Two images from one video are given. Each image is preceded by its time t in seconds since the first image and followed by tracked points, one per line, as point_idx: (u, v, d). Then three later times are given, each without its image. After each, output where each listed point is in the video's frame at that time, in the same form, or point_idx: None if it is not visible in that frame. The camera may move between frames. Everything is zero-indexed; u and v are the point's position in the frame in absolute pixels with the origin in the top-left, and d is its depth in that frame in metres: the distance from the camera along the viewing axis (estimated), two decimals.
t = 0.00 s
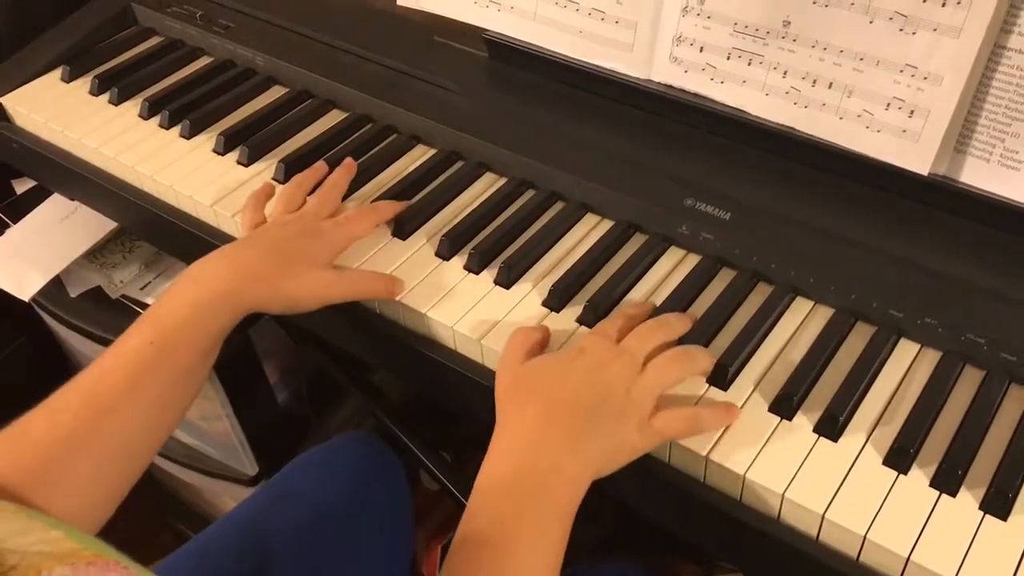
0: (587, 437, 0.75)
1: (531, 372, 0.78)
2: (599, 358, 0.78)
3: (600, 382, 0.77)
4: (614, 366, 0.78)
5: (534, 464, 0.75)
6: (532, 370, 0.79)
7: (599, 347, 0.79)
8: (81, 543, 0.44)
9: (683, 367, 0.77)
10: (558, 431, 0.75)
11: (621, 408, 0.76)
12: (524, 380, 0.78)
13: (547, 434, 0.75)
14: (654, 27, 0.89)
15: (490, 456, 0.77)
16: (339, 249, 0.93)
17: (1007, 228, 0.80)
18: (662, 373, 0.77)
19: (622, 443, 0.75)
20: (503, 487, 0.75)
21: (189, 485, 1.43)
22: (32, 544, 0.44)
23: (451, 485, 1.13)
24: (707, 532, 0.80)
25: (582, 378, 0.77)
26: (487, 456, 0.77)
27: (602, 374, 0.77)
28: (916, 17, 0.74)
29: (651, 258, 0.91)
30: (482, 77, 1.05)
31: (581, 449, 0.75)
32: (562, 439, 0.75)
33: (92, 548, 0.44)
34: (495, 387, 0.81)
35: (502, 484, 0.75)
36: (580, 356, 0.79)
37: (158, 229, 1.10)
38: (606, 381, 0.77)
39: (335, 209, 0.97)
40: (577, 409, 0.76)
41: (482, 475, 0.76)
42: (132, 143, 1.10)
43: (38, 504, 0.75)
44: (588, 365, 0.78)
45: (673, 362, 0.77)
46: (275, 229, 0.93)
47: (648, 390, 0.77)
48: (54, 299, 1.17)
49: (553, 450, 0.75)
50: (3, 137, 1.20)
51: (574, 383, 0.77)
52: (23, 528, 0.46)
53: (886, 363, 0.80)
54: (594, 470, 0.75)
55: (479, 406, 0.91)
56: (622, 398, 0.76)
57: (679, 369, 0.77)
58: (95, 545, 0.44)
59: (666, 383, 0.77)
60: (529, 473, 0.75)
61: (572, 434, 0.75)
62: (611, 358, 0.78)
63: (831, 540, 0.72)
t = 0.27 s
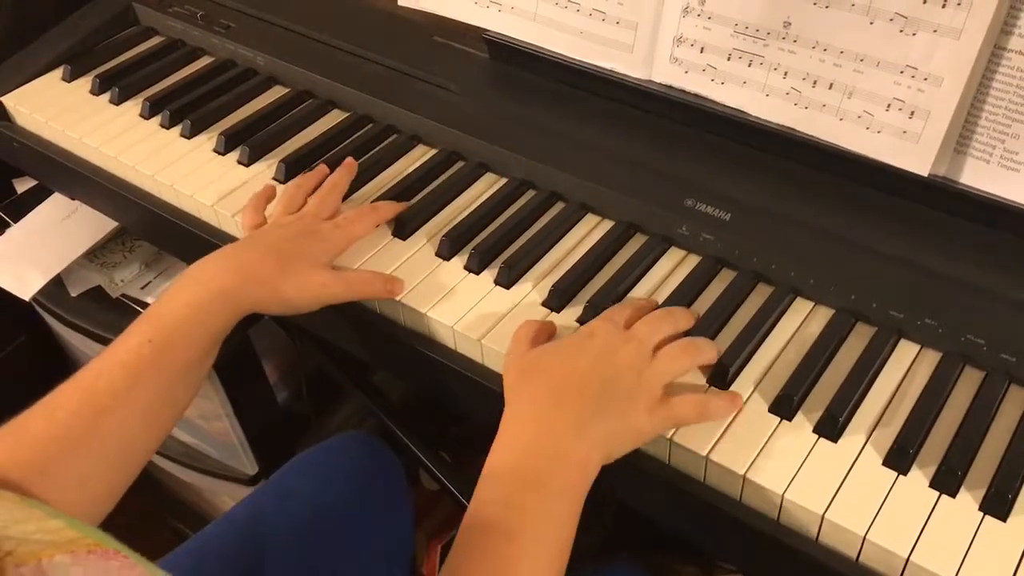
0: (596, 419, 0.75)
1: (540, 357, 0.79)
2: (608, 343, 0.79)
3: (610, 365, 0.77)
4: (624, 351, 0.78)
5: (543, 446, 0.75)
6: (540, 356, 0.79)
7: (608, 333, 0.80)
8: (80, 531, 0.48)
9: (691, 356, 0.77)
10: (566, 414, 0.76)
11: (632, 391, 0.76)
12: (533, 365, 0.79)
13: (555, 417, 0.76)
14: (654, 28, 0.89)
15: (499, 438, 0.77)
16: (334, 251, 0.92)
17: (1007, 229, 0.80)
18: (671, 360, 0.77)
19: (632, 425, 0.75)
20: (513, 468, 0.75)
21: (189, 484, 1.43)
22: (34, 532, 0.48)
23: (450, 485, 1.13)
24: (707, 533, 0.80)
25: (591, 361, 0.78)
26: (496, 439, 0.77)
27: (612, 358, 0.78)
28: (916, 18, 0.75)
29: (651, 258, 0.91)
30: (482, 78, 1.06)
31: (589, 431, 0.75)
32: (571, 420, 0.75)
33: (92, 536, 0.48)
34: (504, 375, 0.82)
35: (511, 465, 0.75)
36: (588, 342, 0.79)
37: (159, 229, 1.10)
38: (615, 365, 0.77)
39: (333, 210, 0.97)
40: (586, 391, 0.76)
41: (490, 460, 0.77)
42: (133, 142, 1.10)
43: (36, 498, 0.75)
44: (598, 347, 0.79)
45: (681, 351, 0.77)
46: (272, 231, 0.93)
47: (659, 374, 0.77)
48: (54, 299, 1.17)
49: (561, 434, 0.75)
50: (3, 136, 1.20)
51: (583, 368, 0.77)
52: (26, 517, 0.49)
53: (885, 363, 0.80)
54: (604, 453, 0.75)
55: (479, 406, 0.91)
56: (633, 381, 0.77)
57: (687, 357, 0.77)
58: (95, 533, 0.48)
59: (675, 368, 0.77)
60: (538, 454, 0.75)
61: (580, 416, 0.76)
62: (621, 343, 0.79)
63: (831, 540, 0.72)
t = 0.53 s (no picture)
0: (604, 413, 0.75)
1: (546, 349, 0.78)
2: (615, 335, 0.78)
3: (617, 357, 0.77)
4: (631, 342, 0.77)
5: (551, 440, 0.75)
6: (547, 348, 0.78)
7: (615, 324, 0.79)
8: (67, 544, 0.47)
9: (696, 349, 0.77)
10: (573, 408, 0.75)
11: (639, 383, 0.76)
12: (539, 358, 0.78)
13: (562, 411, 0.75)
14: (655, 29, 0.89)
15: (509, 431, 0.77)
16: (335, 252, 0.92)
17: (1007, 230, 0.80)
18: (678, 351, 0.77)
19: (640, 417, 0.75)
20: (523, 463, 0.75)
21: (189, 485, 1.43)
22: (21, 547, 0.47)
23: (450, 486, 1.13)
24: (708, 534, 0.80)
25: (598, 351, 0.77)
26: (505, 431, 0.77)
27: (619, 350, 0.77)
28: (917, 19, 0.74)
29: (652, 259, 0.91)
30: (483, 78, 1.06)
31: (597, 425, 0.75)
32: (579, 414, 0.75)
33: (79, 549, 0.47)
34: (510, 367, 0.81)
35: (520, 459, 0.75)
36: (594, 333, 0.78)
37: (159, 229, 1.10)
38: (622, 358, 0.77)
39: (335, 209, 0.97)
40: (593, 383, 0.76)
41: (497, 456, 0.76)
42: (134, 142, 1.10)
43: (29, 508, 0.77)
44: (605, 339, 0.78)
45: (686, 345, 0.77)
46: (274, 232, 0.93)
47: (666, 366, 0.77)
48: (54, 300, 1.17)
49: (569, 427, 0.75)
50: (4, 136, 1.20)
51: (590, 360, 0.77)
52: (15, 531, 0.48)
53: (886, 365, 0.80)
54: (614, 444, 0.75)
55: (479, 407, 0.91)
56: (639, 373, 0.76)
57: (694, 348, 0.77)
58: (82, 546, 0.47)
59: (682, 360, 0.77)
60: (546, 447, 0.75)
61: (588, 409, 0.75)
62: (628, 334, 0.78)
63: (832, 542, 0.72)
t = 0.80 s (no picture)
0: (591, 435, 0.75)
1: (532, 374, 0.78)
2: (600, 357, 0.78)
3: (602, 379, 0.76)
4: (616, 363, 0.77)
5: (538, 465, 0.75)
6: (533, 374, 0.78)
7: (600, 345, 0.79)
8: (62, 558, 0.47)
9: (685, 364, 0.76)
10: (560, 431, 0.75)
11: (625, 404, 0.75)
12: (526, 383, 0.78)
13: (549, 435, 0.75)
14: (654, 29, 0.89)
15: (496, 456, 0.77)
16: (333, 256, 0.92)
17: (1007, 231, 0.80)
18: (665, 367, 0.76)
19: (627, 438, 0.75)
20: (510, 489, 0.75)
21: (189, 486, 1.43)
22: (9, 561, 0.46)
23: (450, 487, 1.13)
24: (707, 535, 0.80)
25: (583, 376, 0.77)
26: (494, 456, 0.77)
27: (604, 372, 0.77)
28: (916, 19, 0.75)
29: (651, 260, 0.91)
30: (482, 79, 1.05)
31: (584, 448, 0.75)
32: (565, 439, 0.75)
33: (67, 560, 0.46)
34: (497, 391, 0.81)
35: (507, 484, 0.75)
36: (579, 357, 0.78)
37: (158, 230, 1.10)
38: (608, 379, 0.76)
39: (329, 211, 0.96)
40: (579, 406, 0.76)
41: (485, 485, 0.76)
42: (133, 143, 1.10)
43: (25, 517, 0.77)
44: (589, 360, 0.78)
45: (674, 359, 0.76)
46: (265, 240, 0.92)
47: (652, 384, 0.76)
48: (53, 301, 1.17)
49: (556, 452, 0.75)
50: (3, 137, 1.20)
51: (576, 384, 0.77)
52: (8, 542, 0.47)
53: (885, 365, 0.80)
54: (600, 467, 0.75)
55: (479, 408, 0.91)
56: (624, 394, 0.76)
57: (681, 364, 0.76)
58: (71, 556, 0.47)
59: (667, 377, 0.76)
60: (533, 476, 0.74)
61: (575, 433, 0.75)
62: (613, 355, 0.78)
63: (831, 542, 0.72)
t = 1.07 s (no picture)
0: (588, 458, 0.73)
1: (524, 397, 0.77)
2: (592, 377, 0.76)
3: (594, 401, 0.75)
4: (609, 385, 0.76)
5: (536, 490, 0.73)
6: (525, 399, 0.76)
7: (591, 366, 0.77)
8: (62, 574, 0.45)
9: (679, 380, 0.75)
10: (555, 454, 0.73)
11: (620, 427, 0.74)
12: (519, 406, 0.76)
13: (545, 459, 0.73)
14: (653, 30, 0.89)
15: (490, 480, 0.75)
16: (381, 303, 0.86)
17: (1006, 231, 0.80)
18: (660, 385, 0.75)
19: (623, 460, 0.74)
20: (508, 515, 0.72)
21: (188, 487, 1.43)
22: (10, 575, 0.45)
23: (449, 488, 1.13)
24: (707, 535, 0.80)
25: (574, 399, 0.75)
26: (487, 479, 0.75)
27: (597, 394, 0.75)
28: (915, 19, 0.74)
29: (650, 260, 0.91)
30: (481, 79, 1.05)
31: (580, 472, 0.73)
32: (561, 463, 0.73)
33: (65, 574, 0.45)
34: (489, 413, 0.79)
35: (503, 510, 0.73)
36: (570, 379, 0.77)
37: (156, 231, 1.10)
38: (601, 401, 0.75)
39: (383, 249, 0.88)
40: (575, 430, 0.74)
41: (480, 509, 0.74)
42: (131, 144, 1.10)
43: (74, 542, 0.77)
44: (582, 382, 0.76)
45: (669, 376, 0.75)
46: (313, 291, 0.85)
47: (645, 404, 0.75)
48: (52, 301, 1.17)
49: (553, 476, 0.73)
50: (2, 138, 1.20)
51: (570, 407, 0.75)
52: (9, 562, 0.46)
53: (885, 365, 0.80)
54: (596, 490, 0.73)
55: (478, 408, 0.91)
56: (619, 416, 0.75)
57: (675, 380, 0.75)
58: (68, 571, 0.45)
59: (661, 397, 0.75)
60: (530, 501, 0.72)
61: (571, 456, 0.73)
62: (605, 375, 0.76)
63: (831, 543, 0.72)
